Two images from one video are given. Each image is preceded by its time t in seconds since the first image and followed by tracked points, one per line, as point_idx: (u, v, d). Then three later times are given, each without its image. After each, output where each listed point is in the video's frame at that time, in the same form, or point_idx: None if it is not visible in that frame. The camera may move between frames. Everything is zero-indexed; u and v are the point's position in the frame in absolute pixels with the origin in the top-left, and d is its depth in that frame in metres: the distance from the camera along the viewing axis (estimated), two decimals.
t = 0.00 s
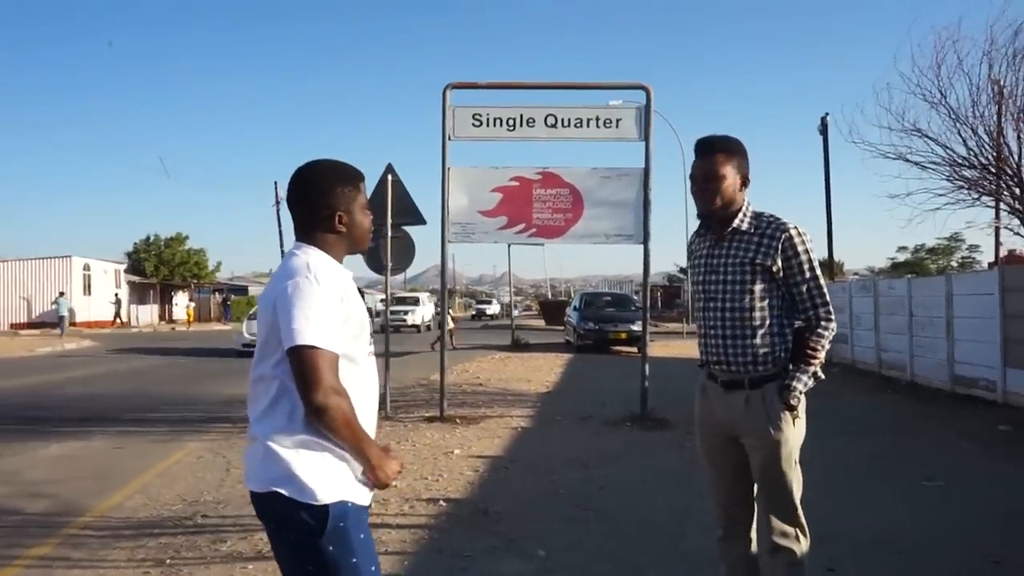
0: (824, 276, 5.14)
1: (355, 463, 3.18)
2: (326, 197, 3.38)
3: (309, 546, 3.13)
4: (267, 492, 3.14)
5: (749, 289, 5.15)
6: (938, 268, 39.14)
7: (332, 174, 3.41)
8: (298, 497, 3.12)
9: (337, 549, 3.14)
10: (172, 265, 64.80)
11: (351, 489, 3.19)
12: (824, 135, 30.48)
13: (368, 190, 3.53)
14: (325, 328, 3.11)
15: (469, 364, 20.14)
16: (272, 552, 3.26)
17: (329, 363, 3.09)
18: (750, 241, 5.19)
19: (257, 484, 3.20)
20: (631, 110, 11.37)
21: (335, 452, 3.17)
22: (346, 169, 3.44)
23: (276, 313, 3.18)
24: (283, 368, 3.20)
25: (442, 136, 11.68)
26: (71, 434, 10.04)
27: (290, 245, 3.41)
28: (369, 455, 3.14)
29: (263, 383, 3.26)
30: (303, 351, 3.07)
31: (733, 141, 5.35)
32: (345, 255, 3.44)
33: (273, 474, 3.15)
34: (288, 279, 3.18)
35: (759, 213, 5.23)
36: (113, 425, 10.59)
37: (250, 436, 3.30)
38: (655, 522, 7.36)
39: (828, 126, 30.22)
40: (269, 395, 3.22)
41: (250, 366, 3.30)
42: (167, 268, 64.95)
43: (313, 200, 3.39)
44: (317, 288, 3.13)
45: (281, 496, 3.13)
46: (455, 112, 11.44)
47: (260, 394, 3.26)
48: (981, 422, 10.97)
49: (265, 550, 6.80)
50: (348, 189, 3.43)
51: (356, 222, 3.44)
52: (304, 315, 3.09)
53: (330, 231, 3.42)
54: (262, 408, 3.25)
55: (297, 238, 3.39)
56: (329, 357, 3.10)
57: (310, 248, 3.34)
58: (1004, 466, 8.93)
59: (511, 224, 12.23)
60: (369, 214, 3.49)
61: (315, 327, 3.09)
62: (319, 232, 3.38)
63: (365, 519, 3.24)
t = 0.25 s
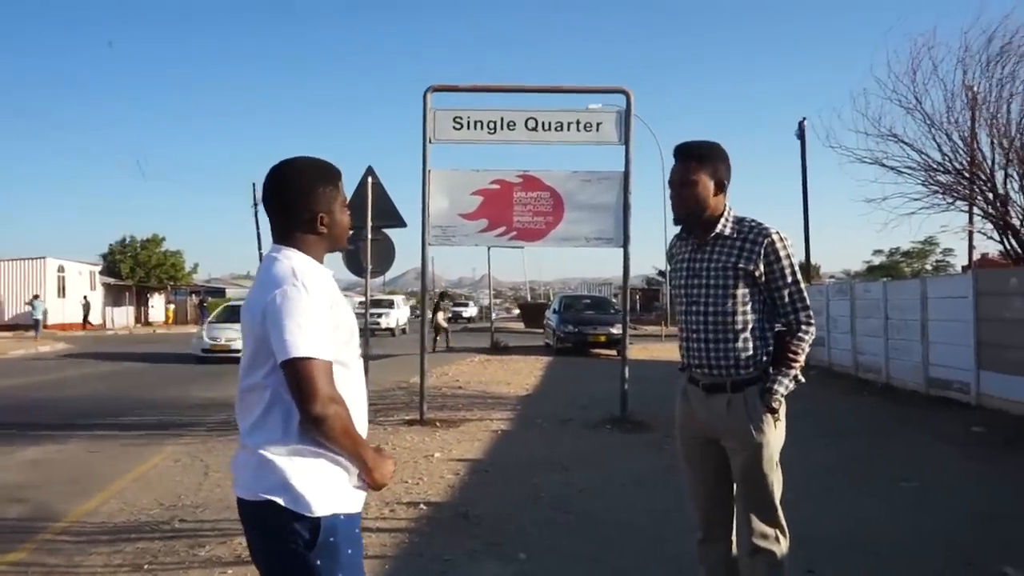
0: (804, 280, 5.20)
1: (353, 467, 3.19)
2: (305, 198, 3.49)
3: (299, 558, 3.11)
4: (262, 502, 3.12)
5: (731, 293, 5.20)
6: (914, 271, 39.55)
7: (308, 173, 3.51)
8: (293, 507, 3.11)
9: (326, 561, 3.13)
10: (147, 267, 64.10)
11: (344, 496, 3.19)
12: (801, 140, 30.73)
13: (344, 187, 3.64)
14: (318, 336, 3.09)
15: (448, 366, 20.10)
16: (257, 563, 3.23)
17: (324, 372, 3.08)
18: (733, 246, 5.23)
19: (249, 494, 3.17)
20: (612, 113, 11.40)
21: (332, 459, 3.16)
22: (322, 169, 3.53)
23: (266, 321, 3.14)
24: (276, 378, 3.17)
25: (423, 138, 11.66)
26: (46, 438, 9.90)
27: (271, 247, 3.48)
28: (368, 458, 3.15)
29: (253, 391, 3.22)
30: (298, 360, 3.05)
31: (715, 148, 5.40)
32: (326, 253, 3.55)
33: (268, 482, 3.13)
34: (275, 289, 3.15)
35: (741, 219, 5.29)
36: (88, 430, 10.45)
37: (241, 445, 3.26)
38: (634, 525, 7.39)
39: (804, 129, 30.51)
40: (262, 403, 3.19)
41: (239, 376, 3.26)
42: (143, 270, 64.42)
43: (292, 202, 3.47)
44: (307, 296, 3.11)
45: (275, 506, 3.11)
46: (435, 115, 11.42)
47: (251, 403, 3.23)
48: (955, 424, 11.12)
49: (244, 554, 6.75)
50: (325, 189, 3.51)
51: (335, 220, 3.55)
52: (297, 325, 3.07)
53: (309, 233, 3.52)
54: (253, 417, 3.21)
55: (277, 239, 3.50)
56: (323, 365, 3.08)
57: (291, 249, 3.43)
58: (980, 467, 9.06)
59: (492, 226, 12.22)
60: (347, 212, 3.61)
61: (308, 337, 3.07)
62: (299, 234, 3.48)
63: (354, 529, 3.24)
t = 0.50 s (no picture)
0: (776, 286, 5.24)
1: (323, 488, 3.13)
2: (299, 207, 3.31)
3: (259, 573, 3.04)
4: (226, 515, 3.05)
5: (704, 300, 5.20)
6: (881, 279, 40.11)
7: (304, 181, 3.33)
8: (258, 523, 3.04)
9: None
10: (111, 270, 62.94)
11: (310, 515, 3.13)
12: (773, 144, 31.02)
13: (340, 198, 3.47)
14: (300, 359, 3.01)
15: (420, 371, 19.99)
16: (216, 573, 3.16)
17: (303, 396, 3.00)
18: (706, 253, 5.24)
19: (213, 507, 3.09)
20: (585, 119, 11.44)
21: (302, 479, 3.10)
22: (322, 178, 3.36)
23: (245, 338, 3.04)
24: (250, 396, 3.08)
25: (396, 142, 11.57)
26: (8, 446, 9.66)
27: (253, 253, 3.31)
28: (339, 480, 3.09)
29: (225, 404, 3.13)
30: (277, 383, 2.97)
31: (684, 153, 5.35)
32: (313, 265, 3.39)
33: (234, 497, 3.06)
34: (259, 307, 3.05)
35: (713, 225, 5.30)
36: (51, 436, 10.21)
37: (206, 455, 3.17)
38: (609, 530, 7.37)
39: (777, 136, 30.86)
40: (234, 417, 3.11)
41: (210, 386, 3.16)
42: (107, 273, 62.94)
43: (286, 209, 3.30)
44: (292, 317, 3.03)
45: (239, 520, 3.05)
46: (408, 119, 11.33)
47: (221, 414, 3.14)
48: (925, 429, 11.25)
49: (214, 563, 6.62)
50: (318, 199, 3.34)
51: (328, 234, 3.39)
52: (280, 348, 2.99)
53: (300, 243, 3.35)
54: (223, 430, 3.13)
55: (265, 249, 3.30)
56: (303, 390, 3.00)
57: (277, 260, 3.26)
58: (949, 472, 9.17)
59: (465, 231, 12.21)
60: (339, 225, 3.45)
61: (289, 359, 2.99)
62: (287, 243, 3.30)
63: (318, 548, 3.18)
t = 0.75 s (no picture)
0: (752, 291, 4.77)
1: (274, 512, 2.87)
2: (245, 203, 3.03)
3: None
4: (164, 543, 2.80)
5: (676, 307, 4.71)
6: (862, 282, 40.29)
7: (252, 173, 3.04)
8: (201, 552, 2.80)
9: None
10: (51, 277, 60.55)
11: (260, 542, 2.88)
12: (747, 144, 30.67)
13: (291, 195, 3.19)
14: (242, 374, 2.74)
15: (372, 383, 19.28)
16: None
17: (246, 415, 2.74)
18: (677, 256, 4.76)
19: (149, 533, 2.84)
20: (551, 114, 10.91)
21: (249, 503, 2.84)
22: (269, 171, 3.08)
23: (180, 350, 2.78)
24: (187, 415, 2.81)
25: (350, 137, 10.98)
26: None
27: (194, 255, 3.04)
28: (292, 506, 2.83)
29: (161, 422, 2.86)
30: (216, 401, 2.71)
31: (654, 152, 4.84)
32: (258, 267, 3.11)
33: (173, 523, 2.81)
34: (195, 316, 2.77)
35: (686, 229, 4.81)
36: None
37: (143, 476, 2.92)
38: (578, 550, 6.82)
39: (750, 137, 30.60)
40: (170, 437, 2.84)
41: (144, 402, 2.89)
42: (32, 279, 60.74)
43: (228, 205, 3.02)
44: (231, 327, 2.76)
45: (180, 547, 2.80)
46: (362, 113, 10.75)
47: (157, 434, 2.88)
48: (906, 441, 10.87)
49: None
50: (267, 195, 3.06)
51: (276, 234, 3.10)
52: (219, 360, 2.73)
53: (242, 244, 3.06)
54: (159, 450, 2.86)
55: (206, 244, 3.04)
56: (246, 408, 2.74)
57: (219, 262, 2.99)
58: (941, 483, 8.82)
59: (423, 232, 11.66)
60: (290, 224, 3.16)
61: (230, 374, 2.73)
62: (230, 244, 3.03)
63: None
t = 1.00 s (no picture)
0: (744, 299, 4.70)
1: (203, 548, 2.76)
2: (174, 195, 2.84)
3: None
4: None
5: (668, 319, 4.57)
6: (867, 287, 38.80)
7: (185, 164, 2.86)
8: None
9: None
10: None
11: None
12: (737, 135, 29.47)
13: (224, 186, 3.01)
14: (162, 400, 2.61)
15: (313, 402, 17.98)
16: None
17: (165, 445, 2.61)
18: (670, 266, 4.63)
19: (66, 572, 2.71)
20: (522, 99, 9.99)
21: (173, 541, 2.72)
22: (202, 161, 2.92)
23: (95, 373, 2.63)
24: (100, 442, 2.69)
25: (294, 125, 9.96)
26: None
27: (116, 258, 2.87)
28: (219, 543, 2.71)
29: (77, 450, 2.73)
30: (132, 431, 2.57)
31: (638, 148, 4.82)
32: (188, 269, 2.95)
33: (91, 564, 2.68)
34: (108, 332, 2.63)
35: (674, 228, 4.72)
36: None
37: (60, 509, 2.79)
38: None
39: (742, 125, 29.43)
40: (88, 468, 2.71)
41: (60, 429, 2.76)
42: None
43: (155, 200, 2.84)
44: (150, 348, 2.61)
45: None
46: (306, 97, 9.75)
47: (74, 464, 2.74)
48: (918, 468, 9.97)
49: None
50: (199, 187, 2.89)
51: (207, 231, 2.93)
52: (136, 385, 2.58)
53: (170, 245, 2.90)
54: (76, 482, 2.73)
55: (130, 242, 2.87)
56: (166, 437, 2.62)
57: (141, 266, 2.83)
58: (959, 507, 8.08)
59: (376, 231, 10.64)
60: (222, 221, 2.98)
61: (148, 400, 2.59)
62: (157, 245, 2.87)
63: None
